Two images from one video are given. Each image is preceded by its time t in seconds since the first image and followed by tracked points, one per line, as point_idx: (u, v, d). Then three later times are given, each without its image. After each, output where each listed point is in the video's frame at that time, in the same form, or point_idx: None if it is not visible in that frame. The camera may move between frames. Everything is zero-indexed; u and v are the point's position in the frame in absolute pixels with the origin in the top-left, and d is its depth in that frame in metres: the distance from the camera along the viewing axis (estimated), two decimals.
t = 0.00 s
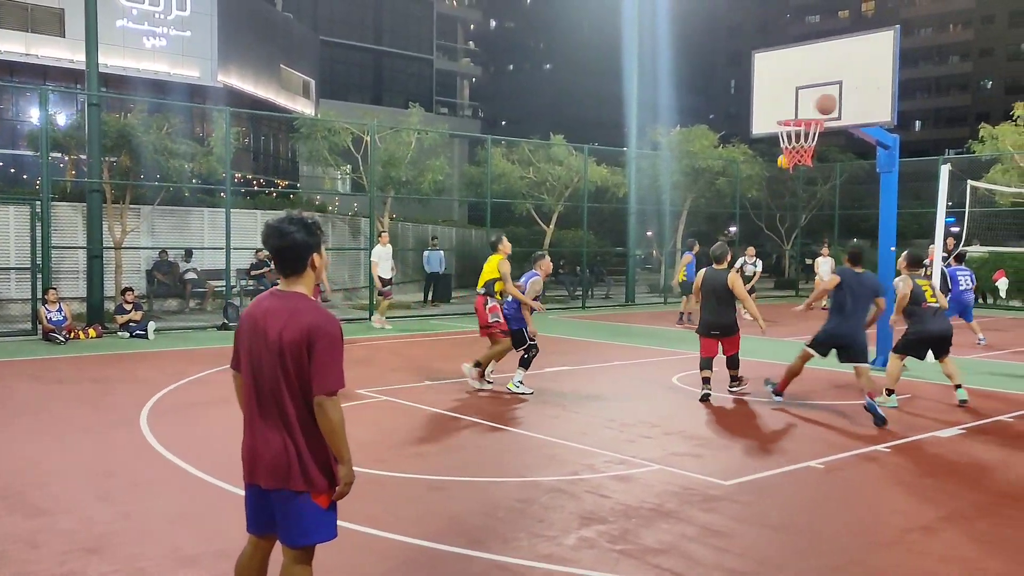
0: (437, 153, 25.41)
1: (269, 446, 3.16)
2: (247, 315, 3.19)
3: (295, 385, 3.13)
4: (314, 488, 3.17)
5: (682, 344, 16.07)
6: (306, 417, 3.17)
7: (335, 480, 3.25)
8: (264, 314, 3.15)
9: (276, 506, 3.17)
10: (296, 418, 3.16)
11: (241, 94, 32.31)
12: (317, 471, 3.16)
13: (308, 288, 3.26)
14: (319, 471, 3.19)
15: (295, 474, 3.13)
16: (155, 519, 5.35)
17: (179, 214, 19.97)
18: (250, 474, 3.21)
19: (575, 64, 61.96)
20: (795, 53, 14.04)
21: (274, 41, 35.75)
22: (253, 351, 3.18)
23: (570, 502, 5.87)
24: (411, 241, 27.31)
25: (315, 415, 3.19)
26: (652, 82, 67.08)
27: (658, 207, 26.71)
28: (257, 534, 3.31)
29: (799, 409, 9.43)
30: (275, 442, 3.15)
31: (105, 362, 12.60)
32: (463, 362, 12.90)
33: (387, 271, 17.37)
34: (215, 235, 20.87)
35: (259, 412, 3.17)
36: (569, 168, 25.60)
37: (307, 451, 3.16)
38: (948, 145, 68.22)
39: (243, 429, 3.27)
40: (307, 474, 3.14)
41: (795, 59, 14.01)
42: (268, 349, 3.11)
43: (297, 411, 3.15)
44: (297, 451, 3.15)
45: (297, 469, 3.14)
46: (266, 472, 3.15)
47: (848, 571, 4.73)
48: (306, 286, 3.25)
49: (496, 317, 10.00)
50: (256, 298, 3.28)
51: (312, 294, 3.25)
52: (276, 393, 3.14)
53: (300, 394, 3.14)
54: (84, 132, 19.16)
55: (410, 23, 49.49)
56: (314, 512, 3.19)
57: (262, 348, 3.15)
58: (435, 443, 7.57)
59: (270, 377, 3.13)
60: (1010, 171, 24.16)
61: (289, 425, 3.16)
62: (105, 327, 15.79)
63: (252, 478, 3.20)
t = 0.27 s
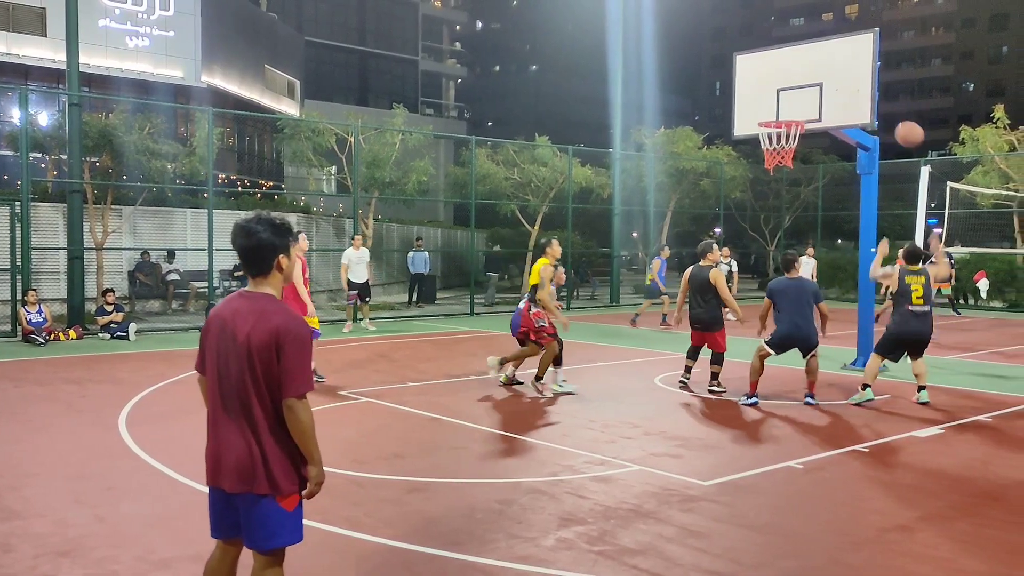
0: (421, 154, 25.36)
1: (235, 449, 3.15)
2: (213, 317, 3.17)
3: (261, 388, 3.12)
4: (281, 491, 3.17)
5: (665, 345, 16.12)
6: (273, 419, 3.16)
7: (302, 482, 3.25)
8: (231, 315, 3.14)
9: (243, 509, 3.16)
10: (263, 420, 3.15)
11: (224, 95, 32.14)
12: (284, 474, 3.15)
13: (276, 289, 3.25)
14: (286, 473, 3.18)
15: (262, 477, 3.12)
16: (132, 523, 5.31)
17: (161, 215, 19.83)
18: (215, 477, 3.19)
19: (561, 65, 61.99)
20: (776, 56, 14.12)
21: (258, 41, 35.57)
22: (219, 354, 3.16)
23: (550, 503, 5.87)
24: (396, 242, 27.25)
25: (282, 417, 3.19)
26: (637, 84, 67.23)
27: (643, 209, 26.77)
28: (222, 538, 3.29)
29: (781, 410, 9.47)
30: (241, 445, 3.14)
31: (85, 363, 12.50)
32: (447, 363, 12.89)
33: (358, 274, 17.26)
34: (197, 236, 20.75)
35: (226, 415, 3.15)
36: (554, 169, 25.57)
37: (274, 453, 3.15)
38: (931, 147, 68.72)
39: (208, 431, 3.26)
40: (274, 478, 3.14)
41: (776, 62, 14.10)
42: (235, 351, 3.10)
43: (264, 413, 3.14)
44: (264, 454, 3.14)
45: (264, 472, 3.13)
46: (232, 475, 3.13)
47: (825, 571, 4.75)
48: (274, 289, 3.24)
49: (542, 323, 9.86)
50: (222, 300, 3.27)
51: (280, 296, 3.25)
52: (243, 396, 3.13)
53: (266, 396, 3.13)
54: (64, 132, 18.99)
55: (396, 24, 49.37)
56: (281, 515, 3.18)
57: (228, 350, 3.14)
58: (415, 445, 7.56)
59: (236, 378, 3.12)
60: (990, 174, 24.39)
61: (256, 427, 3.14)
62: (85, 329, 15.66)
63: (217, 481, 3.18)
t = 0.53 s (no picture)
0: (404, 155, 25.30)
1: (197, 451, 3.11)
2: (175, 317, 3.14)
3: (224, 389, 3.10)
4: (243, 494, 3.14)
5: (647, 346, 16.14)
6: (236, 421, 3.14)
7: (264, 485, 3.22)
8: (193, 315, 3.12)
9: (205, 513, 3.13)
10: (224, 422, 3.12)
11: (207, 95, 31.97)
12: (246, 477, 3.12)
13: (239, 290, 3.22)
14: (249, 475, 3.16)
15: (223, 480, 3.09)
16: (106, 526, 5.26)
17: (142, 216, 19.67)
18: (176, 480, 3.16)
19: (546, 67, 62.02)
20: (757, 58, 14.18)
21: (241, 42, 35.39)
22: (180, 354, 3.14)
23: (528, 505, 5.86)
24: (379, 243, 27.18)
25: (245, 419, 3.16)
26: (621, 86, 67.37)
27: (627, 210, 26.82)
28: (184, 542, 3.25)
29: (761, 410, 9.50)
30: (202, 447, 3.11)
31: (63, 365, 12.39)
32: (429, 364, 12.87)
33: (330, 273, 17.09)
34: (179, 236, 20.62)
35: (187, 416, 3.12)
36: (537, 170, 25.63)
37: (236, 455, 3.13)
38: (913, 150, 69.23)
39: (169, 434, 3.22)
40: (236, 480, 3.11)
41: (757, 64, 14.15)
42: (197, 352, 3.07)
43: (226, 415, 3.12)
44: (226, 456, 3.11)
45: (226, 476, 3.11)
46: (192, 478, 3.10)
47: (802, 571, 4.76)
48: (237, 289, 3.22)
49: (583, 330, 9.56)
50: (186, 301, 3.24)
51: (244, 296, 3.23)
52: (204, 397, 3.10)
53: (229, 397, 3.10)
54: (44, 131, 18.81)
55: (380, 25, 49.25)
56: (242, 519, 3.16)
57: (190, 350, 3.11)
58: (395, 446, 7.52)
59: (197, 379, 3.09)
60: (970, 176, 24.61)
61: (218, 430, 3.12)
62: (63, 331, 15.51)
63: (178, 485, 3.14)
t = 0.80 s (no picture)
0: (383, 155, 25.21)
1: (126, 458, 3.09)
2: (98, 325, 3.11)
3: (149, 395, 3.07)
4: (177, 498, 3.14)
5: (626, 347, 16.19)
6: (165, 425, 3.12)
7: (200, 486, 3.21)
8: (115, 322, 3.08)
9: (140, 519, 3.13)
10: (152, 426, 3.09)
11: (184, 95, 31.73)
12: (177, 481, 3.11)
13: (162, 293, 3.18)
14: (183, 480, 3.15)
15: (154, 485, 3.09)
16: (74, 530, 5.22)
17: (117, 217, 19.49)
18: (106, 488, 3.14)
19: (527, 68, 62.01)
20: (733, 60, 14.25)
21: (219, 42, 35.15)
22: (104, 361, 3.10)
23: (500, 506, 5.86)
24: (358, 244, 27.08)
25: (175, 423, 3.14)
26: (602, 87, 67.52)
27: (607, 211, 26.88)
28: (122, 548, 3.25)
29: (736, 411, 9.56)
30: (131, 454, 3.09)
31: (36, 368, 12.27)
32: (406, 366, 12.84)
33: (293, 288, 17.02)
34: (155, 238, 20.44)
35: (113, 424, 3.10)
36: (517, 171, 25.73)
37: (167, 460, 3.11)
38: (891, 152, 69.82)
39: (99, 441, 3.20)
40: (168, 485, 3.10)
41: (732, 66, 14.22)
42: (119, 358, 3.05)
43: (154, 420, 3.09)
44: (157, 461, 3.10)
45: (158, 481, 3.10)
46: (122, 485, 3.09)
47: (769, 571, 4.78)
48: (160, 293, 3.17)
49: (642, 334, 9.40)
50: (109, 307, 3.21)
51: (167, 301, 3.19)
52: (131, 404, 3.07)
53: (156, 403, 3.08)
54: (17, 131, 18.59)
55: (360, 25, 49.07)
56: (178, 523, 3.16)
57: (114, 358, 3.07)
58: (369, 448, 7.49)
59: (122, 386, 3.07)
60: (945, 177, 24.73)
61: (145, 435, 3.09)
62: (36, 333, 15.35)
63: (109, 493, 3.13)
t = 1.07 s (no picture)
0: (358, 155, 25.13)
1: None
2: None
3: None
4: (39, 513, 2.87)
5: (599, 347, 16.25)
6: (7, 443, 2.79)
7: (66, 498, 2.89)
8: None
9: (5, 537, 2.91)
10: None
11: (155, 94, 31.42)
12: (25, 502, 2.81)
13: None
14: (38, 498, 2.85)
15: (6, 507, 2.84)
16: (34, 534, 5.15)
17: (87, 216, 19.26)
18: None
19: (502, 68, 62.02)
20: (703, 62, 14.35)
21: (192, 41, 34.84)
22: None
23: (469, 507, 5.85)
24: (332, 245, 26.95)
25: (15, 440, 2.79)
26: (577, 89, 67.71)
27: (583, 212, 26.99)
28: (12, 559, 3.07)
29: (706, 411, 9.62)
30: None
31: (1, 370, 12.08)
32: (377, 367, 12.79)
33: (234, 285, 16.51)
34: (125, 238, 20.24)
35: None
36: (491, 171, 25.95)
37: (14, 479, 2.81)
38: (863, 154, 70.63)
39: None
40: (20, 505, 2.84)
41: (702, 68, 14.32)
42: None
43: None
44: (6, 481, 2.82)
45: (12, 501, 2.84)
46: None
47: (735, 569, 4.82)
48: None
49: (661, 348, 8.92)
50: None
51: None
52: None
53: None
54: None
55: (335, 25, 48.86)
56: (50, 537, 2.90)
57: None
58: (337, 450, 7.45)
59: None
60: (914, 179, 25.44)
61: None
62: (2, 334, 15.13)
63: None
